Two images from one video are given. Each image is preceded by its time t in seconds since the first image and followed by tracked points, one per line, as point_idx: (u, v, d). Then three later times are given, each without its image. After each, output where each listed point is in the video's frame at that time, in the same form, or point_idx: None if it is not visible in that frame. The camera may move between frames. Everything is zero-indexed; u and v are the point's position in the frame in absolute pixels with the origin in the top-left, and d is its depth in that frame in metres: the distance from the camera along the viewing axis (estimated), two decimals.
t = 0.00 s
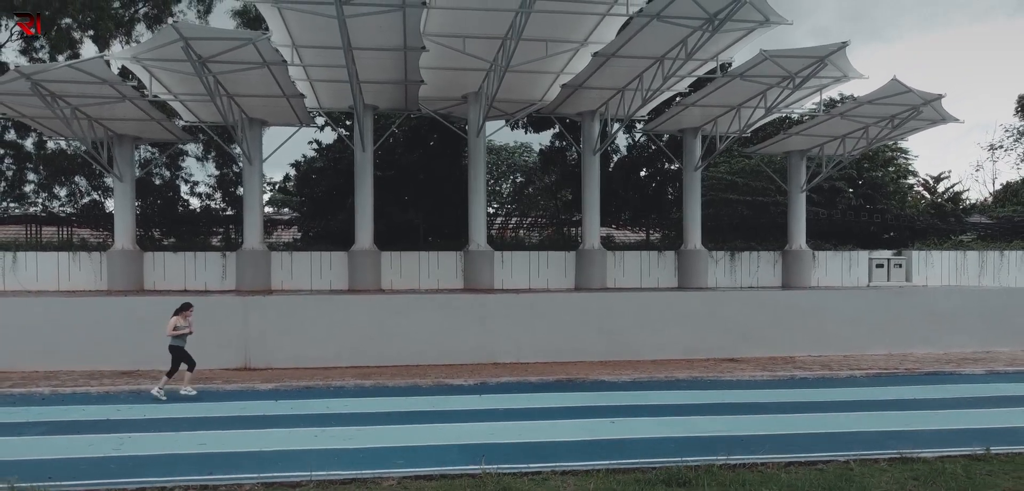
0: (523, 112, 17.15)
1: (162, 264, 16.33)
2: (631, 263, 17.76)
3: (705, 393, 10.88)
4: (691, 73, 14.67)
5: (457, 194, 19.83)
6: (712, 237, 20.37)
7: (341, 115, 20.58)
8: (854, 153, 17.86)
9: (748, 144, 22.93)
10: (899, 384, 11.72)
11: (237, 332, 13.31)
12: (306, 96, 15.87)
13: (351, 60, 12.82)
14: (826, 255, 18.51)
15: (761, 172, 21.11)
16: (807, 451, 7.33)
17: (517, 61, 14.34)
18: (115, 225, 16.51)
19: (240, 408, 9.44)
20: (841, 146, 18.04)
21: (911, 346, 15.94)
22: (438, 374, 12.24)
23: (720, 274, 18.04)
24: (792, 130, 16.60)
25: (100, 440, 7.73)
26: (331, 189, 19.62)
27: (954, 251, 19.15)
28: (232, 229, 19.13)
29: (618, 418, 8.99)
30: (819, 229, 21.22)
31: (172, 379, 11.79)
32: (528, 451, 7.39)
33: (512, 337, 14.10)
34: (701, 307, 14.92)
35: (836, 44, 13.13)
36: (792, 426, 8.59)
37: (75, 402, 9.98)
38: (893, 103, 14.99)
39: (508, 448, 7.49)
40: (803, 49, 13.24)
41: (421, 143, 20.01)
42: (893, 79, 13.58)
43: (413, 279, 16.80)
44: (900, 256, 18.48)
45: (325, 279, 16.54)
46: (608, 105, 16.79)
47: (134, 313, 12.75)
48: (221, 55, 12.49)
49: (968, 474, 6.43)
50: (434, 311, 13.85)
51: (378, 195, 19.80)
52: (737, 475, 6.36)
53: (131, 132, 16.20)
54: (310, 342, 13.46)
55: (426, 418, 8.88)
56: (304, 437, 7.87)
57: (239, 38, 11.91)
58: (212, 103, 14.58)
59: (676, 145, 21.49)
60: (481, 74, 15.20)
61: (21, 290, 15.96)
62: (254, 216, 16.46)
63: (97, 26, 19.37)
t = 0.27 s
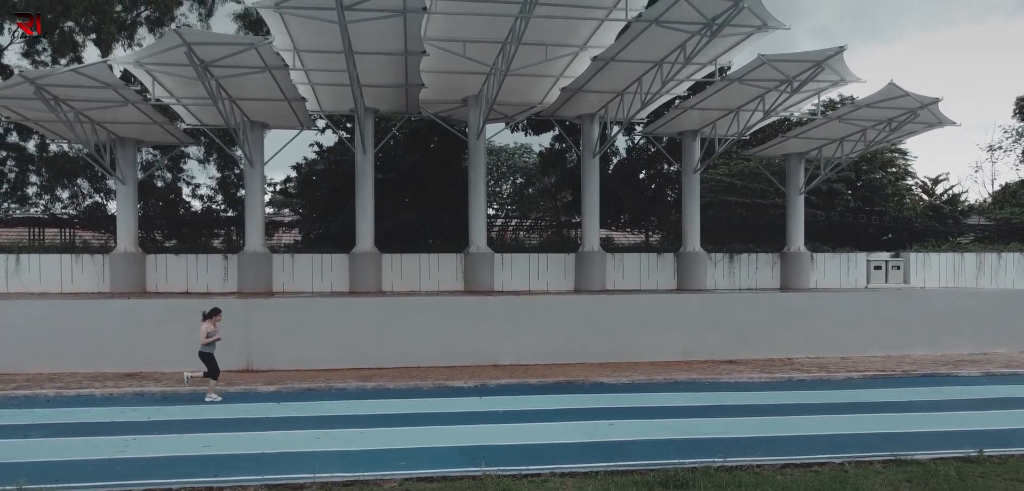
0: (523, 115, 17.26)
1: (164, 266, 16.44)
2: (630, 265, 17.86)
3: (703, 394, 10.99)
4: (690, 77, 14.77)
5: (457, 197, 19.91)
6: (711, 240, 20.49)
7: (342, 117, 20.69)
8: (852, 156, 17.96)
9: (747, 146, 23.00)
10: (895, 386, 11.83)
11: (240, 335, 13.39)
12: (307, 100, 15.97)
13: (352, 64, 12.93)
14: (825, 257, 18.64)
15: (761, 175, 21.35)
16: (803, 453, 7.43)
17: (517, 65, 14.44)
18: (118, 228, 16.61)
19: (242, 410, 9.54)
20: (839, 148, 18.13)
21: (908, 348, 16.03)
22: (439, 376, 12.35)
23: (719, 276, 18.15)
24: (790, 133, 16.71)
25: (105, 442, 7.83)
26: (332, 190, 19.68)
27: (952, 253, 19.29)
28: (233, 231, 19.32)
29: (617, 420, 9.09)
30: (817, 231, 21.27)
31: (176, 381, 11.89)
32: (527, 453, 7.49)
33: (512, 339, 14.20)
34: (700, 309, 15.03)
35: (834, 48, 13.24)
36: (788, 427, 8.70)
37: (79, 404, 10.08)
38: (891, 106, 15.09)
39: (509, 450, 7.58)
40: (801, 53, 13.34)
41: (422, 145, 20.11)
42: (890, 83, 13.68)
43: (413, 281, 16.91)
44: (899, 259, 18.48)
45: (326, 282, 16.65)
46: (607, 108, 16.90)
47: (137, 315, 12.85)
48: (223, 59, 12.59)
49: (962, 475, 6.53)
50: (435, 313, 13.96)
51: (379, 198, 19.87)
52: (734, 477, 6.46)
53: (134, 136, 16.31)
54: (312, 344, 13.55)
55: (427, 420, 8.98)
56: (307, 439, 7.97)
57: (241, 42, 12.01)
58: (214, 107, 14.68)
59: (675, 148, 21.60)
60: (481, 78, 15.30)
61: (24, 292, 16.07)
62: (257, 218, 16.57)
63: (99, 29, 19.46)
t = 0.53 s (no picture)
0: (522, 118, 17.37)
1: (166, 268, 16.56)
2: (629, 267, 17.97)
3: (701, 396, 11.09)
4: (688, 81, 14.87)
5: (457, 199, 20.02)
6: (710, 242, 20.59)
7: (342, 120, 20.79)
8: (850, 159, 18.05)
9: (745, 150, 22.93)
10: (892, 388, 11.93)
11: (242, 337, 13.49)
12: (308, 103, 16.07)
13: (353, 68, 13.04)
14: (823, 259, 18.79)
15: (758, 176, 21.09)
16: (798, 455, 7.54)
17: (516, 69, 14.55)
18: (120, 230, 16.72)
19: (245, 413, 9.64)
20: (837, 151, 18.23)
21: (905, 349, 16.10)
22: (439, 378, 12.46)
23: (717, 278, 18.27)
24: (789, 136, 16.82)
25: (110, 444, 7.94)
26: (333, 193, 19.77)
27: (950, 255, 19.40)
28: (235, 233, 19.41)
29: (615, 423, 9.19)
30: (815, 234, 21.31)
31: (179, 383, 11.99)
32: (526, 454, 7.60)
33: (512, 341, 14.30)
34: (698, 312, 15.13)
35: (831, 53, 13.35)
36: (784, 429, 8.81)
37: (84, 406, 10.18)
38: (888, 110, 15.20)
39: (508, 452, 7.68)
40: (798, 58, 13.44)
41: (422, 148, 20.20)
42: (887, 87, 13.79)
43: (414, 283, 17.01)
44: (897, 261, 18.82)
45: (326, 284, 16.76)
46: (606, 111, 17.01)
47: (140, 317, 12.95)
48: (225, 64, 12.70)
49: (954, 477, 6.64)
50: (435, 316, 14.06)
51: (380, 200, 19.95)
52: (730, 478, 6.58)
53: (136, 139, 16.42)
54: (313, 347, 13.65)
55: (428, 423, 9.08)
56: (310, 441, 8.08)
57: (243, 47, 12.12)
58: (216, 110, 14.79)
59: (674, 150, 21.70)
60: (481, 81, 15.41)
61: (28, 295, 16.18)
62: (258, 221, 16.68)
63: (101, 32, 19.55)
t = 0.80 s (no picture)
0: (523, 121, 17.46)
1: (168, 270, 16.65)
2: (629, 268, 18.06)
3: (699, 398, 11.18)
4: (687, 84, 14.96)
5: (457, 201, 20.10)
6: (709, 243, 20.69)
7: (343, 122, 20.87)
8: (848, 161, 18.14)
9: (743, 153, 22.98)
10: (889, 389, 12.02)
11: (244, 338, 13.58)
12: (309, 106, 16.16)
13: (354, 72, 13.13)
14: (822, 261, 18.84)
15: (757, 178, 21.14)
16: (794, 457, 7.63)
17: (516, 73, 14.64)
18: (122, 232, 16.81)
19: (247, 414, 9.73)
20: (836, 153, 18.32)
21: (903, 350, 16.20)
22: (440, 380, 12.55)
23: (716, 280, 18.37)
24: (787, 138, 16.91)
25: (115, 446, 8.03)
26: (333, 195, 19.85)
27: (948, 256, 19.50)
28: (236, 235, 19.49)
29: (614, 424, 9.28)
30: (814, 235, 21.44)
31: (182, 384, 12.08)
32: (526, 456, 7.69)
33: (512, 343, 14.38)
34: (696, 313, 15.22)
35: (829, 56, 13.45)
36: (780, 431, 8.90)
37: (88, 407, 10.28)
38: (886, 113, 15.30)
39: (508, 454, 7.77)
40: (796, 61, 13.53)
41: (423, 150, 20.28)
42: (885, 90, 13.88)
43: (414, 285, 17.10)
44: (895, 262, 19.02)
45: (327, 285, 16.85)
46: (606, 114, 17.10)
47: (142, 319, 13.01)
48: (227, 68, 12.79)
49: (947, 479, 6.74)
50: (436, 318, 14.15)
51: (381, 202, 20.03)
52: (727, 480, 6.67)
53: (138, 141, 16.51)
54: (315, 348, 13.73)
55: (431, 425, 9.17)
56: (312, 443, 8.17)
57: (245, 52, 12.21)
58: (218, 113, 14.87)
59: (673, 153, 21.80)
60: (481, 84, 15.49)
61: (30, 296, 16.27)
62: (260, 223, 16.78)
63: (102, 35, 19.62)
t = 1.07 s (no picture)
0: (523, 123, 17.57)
1: (171, 272, 16.77)
2: (628, 270, 18.18)
3: (697, 400, 11.29)
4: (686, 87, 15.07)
5: (457, 203, 20.21)
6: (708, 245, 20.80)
7: (344, 124, 20.97)
8: (846, 164, 18.24)
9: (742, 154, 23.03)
10: (885, 391, 12.13)
11: (246, 340, 13.67)
12: (311, 109, 16.27)
13: (356, 76, 13.23)
14: (820, 263, 18.98)
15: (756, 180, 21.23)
16: (790, 458, 7.74)
17: (516, 76, 14.74)
18: (125, 234, 16.93)
19: (250, 416, 9.84)
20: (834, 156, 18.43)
21: (901, 352, 16.30)
22: (441, 381, 12.66)
23: (715, 282, 18.47)
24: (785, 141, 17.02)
25: (120, 447, 8.15)
26: (334, 197, 19.95)
27: (945, 258, 19.60)
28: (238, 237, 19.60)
29: (613, 426, 9.38)
30: (813, 237, 21.54)
31: (185, 386, 12.19)
32: (525, 458, 7.80)
33: (512, 344, 14.49)
34: (695, 315, 15.32)
35: (826, 60, 13.55)
36: (777, 433, 9.01)
37: (92, 409, 10.39)
38: (883, 116, 15.42)
39: (508, 455, 7.88)
40: (794, 65, 13.64)
41: (423, 152, 20.38)
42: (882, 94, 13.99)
43: (414, 287, 17.21)
44: (892, 264, 19.19)
45: (328, 287, 16.96)
46: (605, 117, 17.20)
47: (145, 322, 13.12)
48: (230, 72, 12.90)
49: (939, 480, 6.85)
50: (436, 320, 14.26)
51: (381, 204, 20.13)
52: (723, 481, 6.79)
53: (140, 144, 16.63)
54: (316, 350, 13.82)
55: (432, 426, 9.28)
56: (315, 444, 8.29)
57: (247, 56, 12.33)
58: (220, 117, 14.98)
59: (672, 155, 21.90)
60: (481, 88, 15.60)
61: (34, 298, 16.39)
62: (261, 225, 16.89)
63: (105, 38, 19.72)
